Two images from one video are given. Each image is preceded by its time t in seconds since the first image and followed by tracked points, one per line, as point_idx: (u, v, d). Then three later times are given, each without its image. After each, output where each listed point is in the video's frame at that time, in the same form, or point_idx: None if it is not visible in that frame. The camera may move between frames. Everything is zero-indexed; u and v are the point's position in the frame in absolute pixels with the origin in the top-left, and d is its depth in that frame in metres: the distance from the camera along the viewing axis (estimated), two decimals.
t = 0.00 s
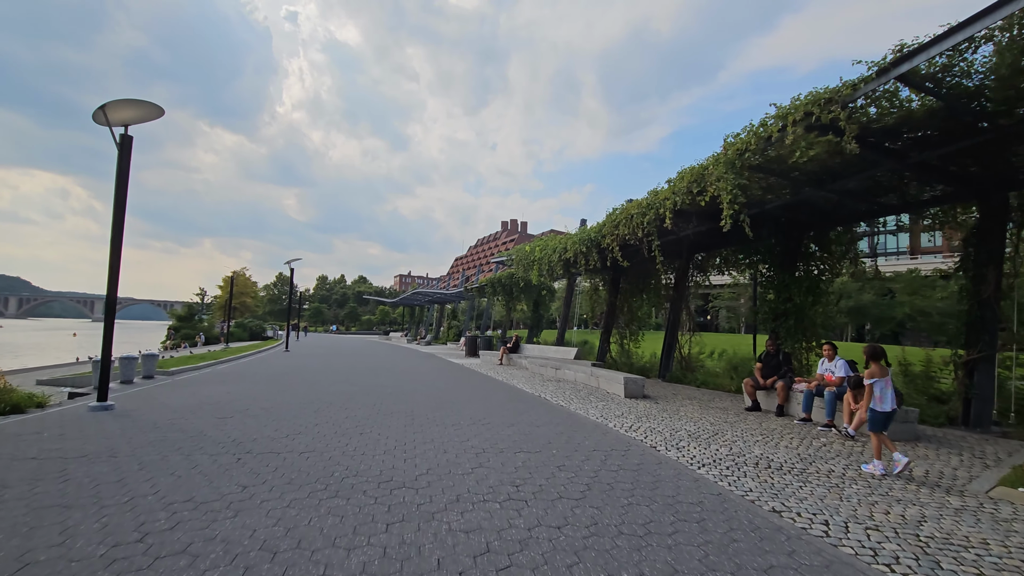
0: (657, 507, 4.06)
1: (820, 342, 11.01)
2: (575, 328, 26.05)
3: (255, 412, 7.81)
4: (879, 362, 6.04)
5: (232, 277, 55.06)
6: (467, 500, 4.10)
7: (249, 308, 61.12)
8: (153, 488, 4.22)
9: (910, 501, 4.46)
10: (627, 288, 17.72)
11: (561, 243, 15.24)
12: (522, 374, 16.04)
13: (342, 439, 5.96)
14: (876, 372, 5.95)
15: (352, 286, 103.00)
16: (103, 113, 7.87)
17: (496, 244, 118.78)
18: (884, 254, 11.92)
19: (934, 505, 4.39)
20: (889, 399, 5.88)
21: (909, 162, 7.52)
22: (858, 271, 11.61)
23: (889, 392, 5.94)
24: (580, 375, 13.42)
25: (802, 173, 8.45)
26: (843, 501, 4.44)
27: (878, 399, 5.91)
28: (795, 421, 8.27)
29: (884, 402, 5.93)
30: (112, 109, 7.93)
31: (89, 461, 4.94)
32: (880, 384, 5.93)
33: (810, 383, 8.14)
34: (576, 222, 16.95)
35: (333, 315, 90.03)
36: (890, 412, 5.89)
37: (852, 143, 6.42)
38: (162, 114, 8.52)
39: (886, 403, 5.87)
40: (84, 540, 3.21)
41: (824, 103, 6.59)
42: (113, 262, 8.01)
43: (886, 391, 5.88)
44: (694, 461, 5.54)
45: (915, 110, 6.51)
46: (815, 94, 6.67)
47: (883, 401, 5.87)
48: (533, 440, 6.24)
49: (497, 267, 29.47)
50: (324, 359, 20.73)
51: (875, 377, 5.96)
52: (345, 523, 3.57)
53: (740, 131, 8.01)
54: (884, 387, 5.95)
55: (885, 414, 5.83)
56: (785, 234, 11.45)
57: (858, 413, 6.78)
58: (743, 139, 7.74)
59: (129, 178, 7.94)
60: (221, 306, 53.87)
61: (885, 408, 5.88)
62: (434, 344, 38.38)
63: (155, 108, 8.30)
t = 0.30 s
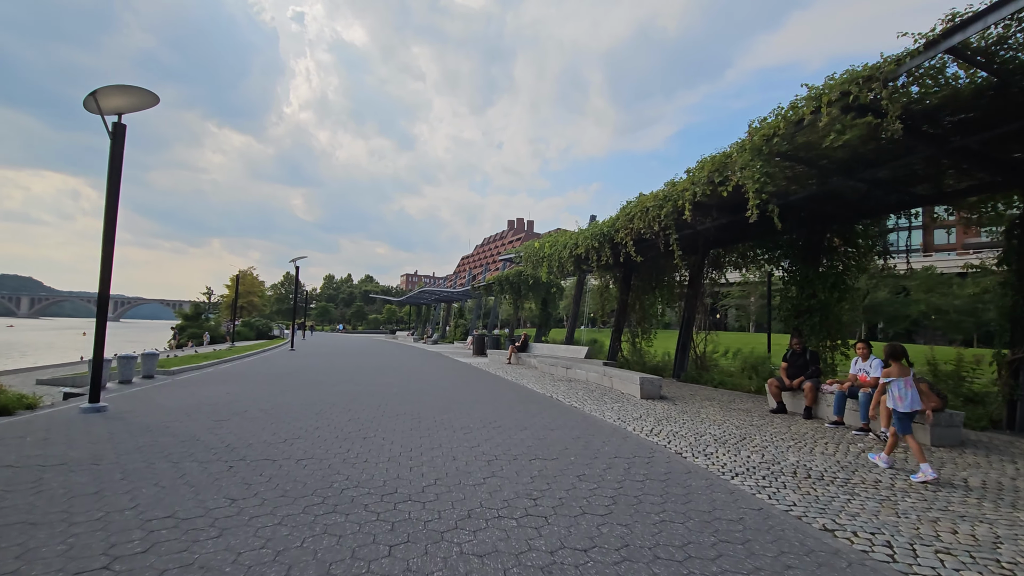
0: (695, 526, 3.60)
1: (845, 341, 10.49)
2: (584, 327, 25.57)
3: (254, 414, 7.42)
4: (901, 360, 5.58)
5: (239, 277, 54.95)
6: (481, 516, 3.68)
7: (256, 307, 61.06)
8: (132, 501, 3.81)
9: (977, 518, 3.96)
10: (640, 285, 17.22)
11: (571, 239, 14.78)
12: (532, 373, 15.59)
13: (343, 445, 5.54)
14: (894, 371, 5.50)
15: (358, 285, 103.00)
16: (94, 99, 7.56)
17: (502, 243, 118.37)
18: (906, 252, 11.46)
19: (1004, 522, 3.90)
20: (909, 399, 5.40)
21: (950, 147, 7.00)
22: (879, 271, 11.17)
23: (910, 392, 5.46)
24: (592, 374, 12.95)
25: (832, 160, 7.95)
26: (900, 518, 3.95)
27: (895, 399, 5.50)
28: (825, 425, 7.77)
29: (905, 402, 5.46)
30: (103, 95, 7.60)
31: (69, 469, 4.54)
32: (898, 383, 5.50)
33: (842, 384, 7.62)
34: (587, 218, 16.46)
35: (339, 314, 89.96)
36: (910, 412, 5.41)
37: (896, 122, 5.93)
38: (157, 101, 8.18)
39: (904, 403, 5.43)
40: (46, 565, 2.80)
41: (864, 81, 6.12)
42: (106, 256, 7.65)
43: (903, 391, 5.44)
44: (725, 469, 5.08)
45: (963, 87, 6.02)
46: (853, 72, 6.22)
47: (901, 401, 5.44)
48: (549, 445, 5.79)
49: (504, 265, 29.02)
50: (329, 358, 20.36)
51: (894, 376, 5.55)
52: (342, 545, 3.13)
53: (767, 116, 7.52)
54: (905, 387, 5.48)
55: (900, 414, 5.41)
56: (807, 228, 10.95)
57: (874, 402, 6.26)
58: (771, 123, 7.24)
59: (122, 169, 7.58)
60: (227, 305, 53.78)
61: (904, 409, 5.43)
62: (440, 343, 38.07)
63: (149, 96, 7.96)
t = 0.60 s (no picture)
0: (740, 562, 3.13)
1: (875, 344, 9.94)
2: (594, 328, 25.06)
3: (251, 421, 7.03)
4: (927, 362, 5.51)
5: (246, 276, 54.89)
6: (494, 547, 3.23)
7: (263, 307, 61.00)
8: (102, 527, 3.39)
9: None
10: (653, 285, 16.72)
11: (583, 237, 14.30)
12: (541, 376, 15.13)
13: (343, 458, 5.11)
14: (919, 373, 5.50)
15: (365, 285, 102.92)
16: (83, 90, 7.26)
17: (509, 242, 117.89)
18: (934, 252, 10.95)
19: None
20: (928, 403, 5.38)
21: (998, 135, 6.46)
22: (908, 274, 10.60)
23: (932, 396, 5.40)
24: (604, 378, 12.48)
25: (865, 151, 7.43)
26: (972, 549, 3.46)
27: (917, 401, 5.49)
28: (859, 434, 7.25)
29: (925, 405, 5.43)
30: (93, 85, 7.30)
31: (42, 486, 4.15)
32: (920, 385, 5.48)
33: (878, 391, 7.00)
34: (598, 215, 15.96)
35: (347, 314, 89.87)
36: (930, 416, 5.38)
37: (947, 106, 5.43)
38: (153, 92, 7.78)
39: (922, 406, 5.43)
40: None
41: (909, 63, 5.63)
42: (97, 256, 7.29)
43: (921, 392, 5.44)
44: (762, 488, 4.60)
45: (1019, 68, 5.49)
46: (896, 54, 5.74)
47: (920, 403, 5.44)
48: (565, 459, 5.34)
49: (512, 264, 28.54)
50: (335, 359, 20.02)
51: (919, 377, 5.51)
52: None
53: (797, 104, 7.02)
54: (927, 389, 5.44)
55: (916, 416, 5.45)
56: (833, 225, 10.41)
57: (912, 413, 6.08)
58: (802, 111, 6.74)
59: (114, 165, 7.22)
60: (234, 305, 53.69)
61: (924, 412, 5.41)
62: (448, 344, 37.64)
63: (142, 86, 7.55)
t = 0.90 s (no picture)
0: None
1: (907, 344, 9.37)
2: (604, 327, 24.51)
3: (246, 425, 6.60)
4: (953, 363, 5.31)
5: (253, 276, 54.76)
6: None
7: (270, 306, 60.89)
8: (60, 552, 2.96)
9: None
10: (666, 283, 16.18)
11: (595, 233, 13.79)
12: (552, 376, 14.64)
13: (341, 468, 4.66)
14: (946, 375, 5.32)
15: (373, 284, 102.80)
16: (72, 75, 6.90)
17: (516, 242, 117.37)
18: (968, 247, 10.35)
19: None
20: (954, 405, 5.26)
21: None
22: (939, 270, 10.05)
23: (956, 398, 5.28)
24: (618, 379, 11.98)
25: (903, 136, 6.89)
26: None
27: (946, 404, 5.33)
28: (897, 441, 6.72)
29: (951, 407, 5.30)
30: (81, 70, 6.91)
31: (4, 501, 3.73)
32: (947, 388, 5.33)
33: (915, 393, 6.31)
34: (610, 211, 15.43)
35: (354, 313, 89.76)
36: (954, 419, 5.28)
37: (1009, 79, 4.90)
38: (146, 78, 7.36)
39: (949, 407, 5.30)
40: None
41: (964, 33, 5.11)
42: (86, 250, 6.92)
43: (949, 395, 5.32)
44: (807, 504, 4.11)
45: None
46: (949, 24, 5.22)
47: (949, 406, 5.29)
48: (584, 470, 4.86)
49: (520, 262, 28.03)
50: (340, 359, 19.61)
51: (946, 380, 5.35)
52: None
53: (832, 84, 6.49)
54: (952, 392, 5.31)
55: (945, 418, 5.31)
56: (862, 219, 9.85)
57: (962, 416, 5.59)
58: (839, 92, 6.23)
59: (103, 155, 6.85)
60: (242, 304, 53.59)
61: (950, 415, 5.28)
62: (455, 343, 37.20)
63: (133, 71, 7.12)
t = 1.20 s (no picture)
0: None
1: (948, 348, 8.77)
2: (617, 328, 24.00)
3: (246, 436, 6.21)
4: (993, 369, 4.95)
5: (264, 276, 54.79)
6: None
7: (282, 307, 60.98)
8: None
9: None
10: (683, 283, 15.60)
11: (610, 230, 13.27)
12: (566, 379, 14.17)
13: (344, 489, 4.23)
14: (983, 381, 4.95)
15: (383, 284, 102.91)
16: (63, 66, 6.59)
17: (527, 241, 116.92)
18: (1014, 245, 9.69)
19: None
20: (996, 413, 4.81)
21: None
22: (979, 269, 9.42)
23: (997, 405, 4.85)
24: (636, 383, 11.48)
25: (954, 123, 6.33)
26: None
27: (985, 411, 4.90)
28: (949, 455, 6.16)
29: (993, 415, 4.86)
30: (73, 60, 6.59)
31: None
32: (985, 394, 4.92)
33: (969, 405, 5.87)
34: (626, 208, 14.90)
35: (365, 314, 89.83)
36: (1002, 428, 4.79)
37: None
38: (142, 69, 7.00)
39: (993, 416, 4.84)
40: None
41: None
42: (79, 250, 6.57)
43: (989, 401, 4.88)
44: (870, 537, 3.61)
45: None
46: None
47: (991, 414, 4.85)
48: (611, 490, 4.39)
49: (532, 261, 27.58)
50: (349, 360, 19.26)
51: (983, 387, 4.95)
52: None
53: (878, 66, 5.96)
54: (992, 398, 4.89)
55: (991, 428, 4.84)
56: (899, 214, 9.24)
57: None
58: (886, 74, 5.69)
59: (96, 150, 6.51)
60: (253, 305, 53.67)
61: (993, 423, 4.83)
62: (465, 344, 36.87)
63: (126, 61, 6.74)
